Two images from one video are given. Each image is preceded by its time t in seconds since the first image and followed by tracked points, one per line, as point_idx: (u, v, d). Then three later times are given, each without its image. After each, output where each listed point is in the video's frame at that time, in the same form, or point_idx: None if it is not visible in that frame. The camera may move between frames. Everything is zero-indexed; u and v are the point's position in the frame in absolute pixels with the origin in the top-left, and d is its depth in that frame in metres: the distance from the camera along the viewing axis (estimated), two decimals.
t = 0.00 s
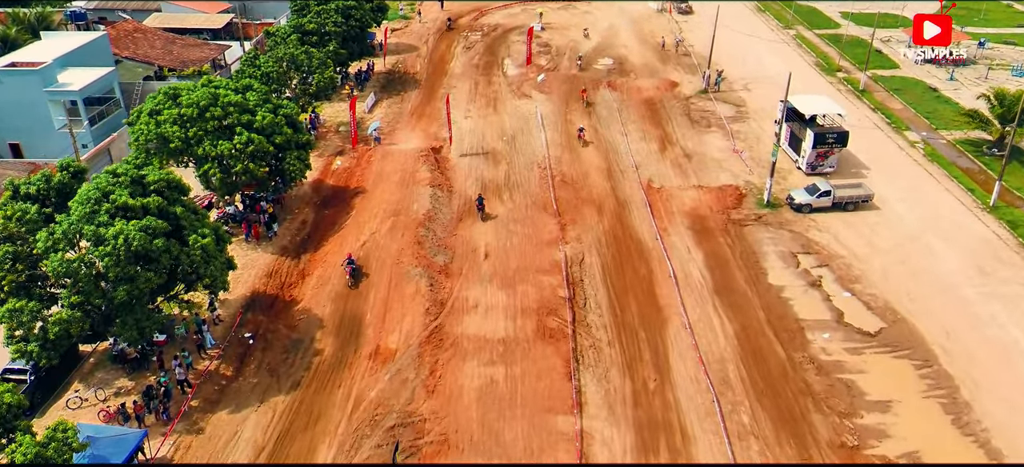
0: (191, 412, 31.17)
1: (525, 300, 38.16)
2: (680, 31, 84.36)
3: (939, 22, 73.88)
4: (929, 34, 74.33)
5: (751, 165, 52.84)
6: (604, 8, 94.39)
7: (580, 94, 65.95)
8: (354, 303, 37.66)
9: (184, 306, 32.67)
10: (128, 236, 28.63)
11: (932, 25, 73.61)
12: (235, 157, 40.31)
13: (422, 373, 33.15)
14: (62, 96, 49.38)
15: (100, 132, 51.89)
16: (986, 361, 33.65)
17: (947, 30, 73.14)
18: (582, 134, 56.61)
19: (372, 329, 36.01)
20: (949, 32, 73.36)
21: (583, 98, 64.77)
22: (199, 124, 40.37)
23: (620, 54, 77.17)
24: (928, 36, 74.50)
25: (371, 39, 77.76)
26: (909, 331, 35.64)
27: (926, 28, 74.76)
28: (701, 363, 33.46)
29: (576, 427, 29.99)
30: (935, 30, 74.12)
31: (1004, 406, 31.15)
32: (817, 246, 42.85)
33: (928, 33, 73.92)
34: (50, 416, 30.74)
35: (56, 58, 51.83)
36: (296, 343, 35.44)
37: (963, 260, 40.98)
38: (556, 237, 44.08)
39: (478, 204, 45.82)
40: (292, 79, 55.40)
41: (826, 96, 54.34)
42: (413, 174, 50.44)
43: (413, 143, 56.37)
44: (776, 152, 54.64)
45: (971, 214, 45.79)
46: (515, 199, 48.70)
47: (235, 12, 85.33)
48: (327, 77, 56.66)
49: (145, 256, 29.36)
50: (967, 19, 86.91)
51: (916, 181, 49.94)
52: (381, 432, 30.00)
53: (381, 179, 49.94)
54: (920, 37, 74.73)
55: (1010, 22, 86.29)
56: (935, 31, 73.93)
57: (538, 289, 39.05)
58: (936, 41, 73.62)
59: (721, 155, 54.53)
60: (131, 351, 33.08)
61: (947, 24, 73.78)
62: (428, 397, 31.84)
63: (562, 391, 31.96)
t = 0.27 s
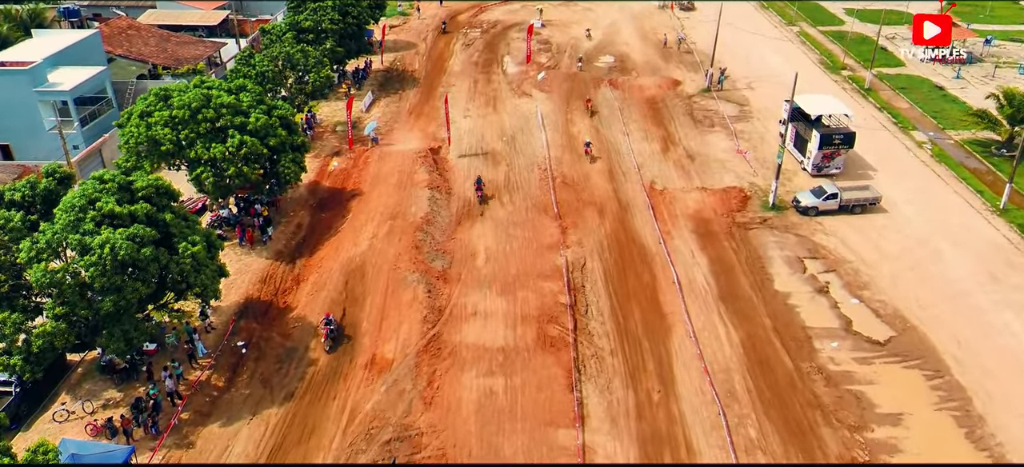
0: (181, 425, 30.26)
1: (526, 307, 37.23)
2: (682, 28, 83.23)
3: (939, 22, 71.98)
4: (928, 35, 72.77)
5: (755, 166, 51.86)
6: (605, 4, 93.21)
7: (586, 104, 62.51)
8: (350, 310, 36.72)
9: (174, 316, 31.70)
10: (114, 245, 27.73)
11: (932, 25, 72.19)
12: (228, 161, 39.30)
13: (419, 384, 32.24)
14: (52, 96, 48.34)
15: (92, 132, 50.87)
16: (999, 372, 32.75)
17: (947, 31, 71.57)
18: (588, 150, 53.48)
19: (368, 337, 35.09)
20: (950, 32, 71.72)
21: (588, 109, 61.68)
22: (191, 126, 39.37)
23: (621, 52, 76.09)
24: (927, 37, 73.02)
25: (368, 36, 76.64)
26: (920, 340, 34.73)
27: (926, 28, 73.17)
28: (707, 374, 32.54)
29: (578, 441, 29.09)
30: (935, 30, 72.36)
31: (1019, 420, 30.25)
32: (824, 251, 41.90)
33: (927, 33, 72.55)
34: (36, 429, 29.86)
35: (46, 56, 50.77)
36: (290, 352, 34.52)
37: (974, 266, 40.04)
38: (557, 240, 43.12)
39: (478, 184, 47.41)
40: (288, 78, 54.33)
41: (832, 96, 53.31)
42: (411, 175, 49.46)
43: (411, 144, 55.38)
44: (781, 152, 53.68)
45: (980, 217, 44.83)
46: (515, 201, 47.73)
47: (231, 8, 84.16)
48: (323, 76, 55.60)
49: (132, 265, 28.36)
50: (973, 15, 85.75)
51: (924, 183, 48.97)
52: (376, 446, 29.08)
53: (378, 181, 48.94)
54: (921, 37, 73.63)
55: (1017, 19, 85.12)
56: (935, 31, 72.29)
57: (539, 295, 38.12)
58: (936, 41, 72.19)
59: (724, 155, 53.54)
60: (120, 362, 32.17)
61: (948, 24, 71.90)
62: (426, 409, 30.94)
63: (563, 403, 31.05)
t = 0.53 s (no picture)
0: (171, 440, 29.36)
1: (526, 315, 36.30)
2: (684, 25, 82.12)
3: (939, 22, 71.12)
4: (927, 35, 72.03)
5: (760, 167, 50.88)
6: None
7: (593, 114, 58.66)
8: (346, 318, 35.79)
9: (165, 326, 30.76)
10: (99, 256, 26.87)
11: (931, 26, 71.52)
12: (220, 165, 38.34)
13: (417, 396, 31.33)
14: (42, 96, 47.30)
15: (83, 133, 49.84)
16: (1013, 384, 31.84)
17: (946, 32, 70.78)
18: (598, 170, 49.78)
19: (364, 347, 34.15)
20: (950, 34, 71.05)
21: (595, 121, 57.98)
22: (182, 129, 38.23)
23: (623, 49, 75.02)
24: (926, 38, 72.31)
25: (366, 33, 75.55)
26: (931, 349, 33.80)
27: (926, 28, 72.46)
28: (713, 386, 31.63)
29: (580, 456, 28.21)
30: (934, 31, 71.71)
31: None
32: (831, 256, 40.95)
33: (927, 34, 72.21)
34: (22, 443, 28.94)
35: (36, 56, 49.71)
36: (285, 362, 33.59)
37: (985, 272, 39.10)
38: (559, 245, 42.17)
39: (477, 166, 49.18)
40: (283, 78, 53.28)
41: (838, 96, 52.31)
42: (409, 177, 48.50)
43: (410, 144, 54.40)
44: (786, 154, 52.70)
45: (990, 221, 43.88)
46: (515, 203, 46.75)
47: (228, 5, 83.01)
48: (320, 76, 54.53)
49: (119, 276, 27.41)
50: (979, 12, 84.64)
51: (932, 184, 48.01)
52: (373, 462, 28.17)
53: (375, 183, 47.94)
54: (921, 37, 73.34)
55: None
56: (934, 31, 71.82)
57: (540, 302, 37.18)
58: (936, 42, 71.59)
59: (728, 156, 52.56)
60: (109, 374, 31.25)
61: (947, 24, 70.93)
62: (423, 422, 30.02)
63: (565, 416, 30.14)
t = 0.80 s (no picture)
0: (160, 456, 28.44)
1: (527, 323, 35.35)
2: (687, 22, 81.02)
3: (939, 22, 71.38)
4: (927, 35, 72.02)
5: (765, 169, 49.89)
6: None
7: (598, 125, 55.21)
8: (342, 326, 34.84)
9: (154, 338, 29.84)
10: (83, 267, 25.98)
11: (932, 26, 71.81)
12: (212, 169, 37.38)
13: (414, 409, 30.42)
14: (32, 97, 46.24)
15: (74, 134, 48.80)
16: None
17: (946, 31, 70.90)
18: (608, 193, 46.15)
19: (360, 357, 33.21)
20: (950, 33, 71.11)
21: (601, 134, 54.65)
22: (174, 131, 37.41)
23: (624, 47, 73.94)
24: (926, 38, 72.27)
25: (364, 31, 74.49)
26: (942, 360, 32.87)
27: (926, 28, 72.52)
28: (718, 399, 30.72)
29: None
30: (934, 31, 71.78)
31: None
32: (839, 261, 39.97)
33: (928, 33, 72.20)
34: (6, 460, 28.02)
35: (26, 55, 48.63)
36: (278, 372, 32.65)
37: (997, 278, 38.17)
38: (560, 250, 41.21)
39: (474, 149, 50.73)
40: (279, 77, 52.21)
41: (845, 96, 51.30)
42: (407, 179, 47.52)
43: (408, 145, 53.39)
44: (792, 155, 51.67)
45: (1001, 225, 42.92)
46: (515, 206, 45.78)
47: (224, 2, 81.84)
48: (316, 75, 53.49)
49: (104, 287, 26.50)
50: (985, 8, 83.60)
51: (941, 187, 47.03)
52: None
53: (372, 186, 46.96)
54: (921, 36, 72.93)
55: None
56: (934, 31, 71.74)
57: (541, 310, 36.23)
58: (935, 41, 71.43)
59: (733, 158, 51.55)
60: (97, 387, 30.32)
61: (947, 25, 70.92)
62: (420, 437, 29.10)
63: (567, 430, 29.22)
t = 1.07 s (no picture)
0: None
1: (527, 332, 34.43)
2: (689, 19, 79.87)
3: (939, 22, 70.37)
4: (927, 35, 70.80)
5: (770, 171, 48.93)
6: None
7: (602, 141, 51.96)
8: (337, 336, 33.90)
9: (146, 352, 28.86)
10: (66, 279, 25.07)
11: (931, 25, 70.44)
12: (204, 174, 36.41)
13: (411, 423, 29.52)
14: (21, 98, 45.26)
15: (65, 136, 47.81)
16: None
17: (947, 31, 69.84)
18: (618, 222, 42.00)
19: (356, 368, 32.30)
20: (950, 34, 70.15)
21: (605, 151, 51.31)
22: (164, 135, 36.36)
23: (625, 44, 72.85)
24: (926, 38, 71.06)
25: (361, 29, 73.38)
26: (955, 371, 31.98)
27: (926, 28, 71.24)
28: (725, 412, 29.80)
29: None
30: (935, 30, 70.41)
31: None
32: (846, 267, 39.02)
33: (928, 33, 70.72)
34: None
35: (16, 55, 47.61)
36: (271, 384, 31.72)
37: (1009, 285, 37.22)
38: (561, 255, 40.25)
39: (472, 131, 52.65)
40: (275, 77, 51.16)
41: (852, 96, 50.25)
42: (404, 182, 46.56)
43: (406, 146, 52.40)
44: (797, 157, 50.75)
45: (1011, 229, 41.96)
46: (515, 210, 44.80)
47: None
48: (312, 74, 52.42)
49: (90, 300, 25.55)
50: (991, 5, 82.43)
51: (950, 189, 46.05)
52: None
53: (369, 189, 45.99)
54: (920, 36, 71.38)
55: None
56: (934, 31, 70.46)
57: (542, 318, 35.30)
58: (936, 41, 70.25)
59: (737, 159, 50.56)
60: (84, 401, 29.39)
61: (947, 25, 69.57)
62: (418, 452, 28.19)
63: (568, 445, 28.32)
